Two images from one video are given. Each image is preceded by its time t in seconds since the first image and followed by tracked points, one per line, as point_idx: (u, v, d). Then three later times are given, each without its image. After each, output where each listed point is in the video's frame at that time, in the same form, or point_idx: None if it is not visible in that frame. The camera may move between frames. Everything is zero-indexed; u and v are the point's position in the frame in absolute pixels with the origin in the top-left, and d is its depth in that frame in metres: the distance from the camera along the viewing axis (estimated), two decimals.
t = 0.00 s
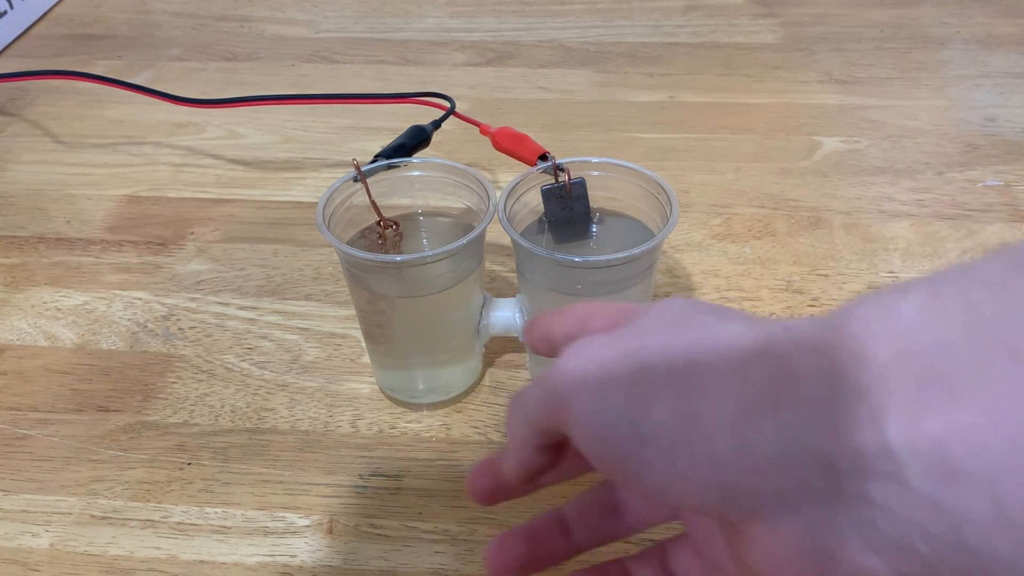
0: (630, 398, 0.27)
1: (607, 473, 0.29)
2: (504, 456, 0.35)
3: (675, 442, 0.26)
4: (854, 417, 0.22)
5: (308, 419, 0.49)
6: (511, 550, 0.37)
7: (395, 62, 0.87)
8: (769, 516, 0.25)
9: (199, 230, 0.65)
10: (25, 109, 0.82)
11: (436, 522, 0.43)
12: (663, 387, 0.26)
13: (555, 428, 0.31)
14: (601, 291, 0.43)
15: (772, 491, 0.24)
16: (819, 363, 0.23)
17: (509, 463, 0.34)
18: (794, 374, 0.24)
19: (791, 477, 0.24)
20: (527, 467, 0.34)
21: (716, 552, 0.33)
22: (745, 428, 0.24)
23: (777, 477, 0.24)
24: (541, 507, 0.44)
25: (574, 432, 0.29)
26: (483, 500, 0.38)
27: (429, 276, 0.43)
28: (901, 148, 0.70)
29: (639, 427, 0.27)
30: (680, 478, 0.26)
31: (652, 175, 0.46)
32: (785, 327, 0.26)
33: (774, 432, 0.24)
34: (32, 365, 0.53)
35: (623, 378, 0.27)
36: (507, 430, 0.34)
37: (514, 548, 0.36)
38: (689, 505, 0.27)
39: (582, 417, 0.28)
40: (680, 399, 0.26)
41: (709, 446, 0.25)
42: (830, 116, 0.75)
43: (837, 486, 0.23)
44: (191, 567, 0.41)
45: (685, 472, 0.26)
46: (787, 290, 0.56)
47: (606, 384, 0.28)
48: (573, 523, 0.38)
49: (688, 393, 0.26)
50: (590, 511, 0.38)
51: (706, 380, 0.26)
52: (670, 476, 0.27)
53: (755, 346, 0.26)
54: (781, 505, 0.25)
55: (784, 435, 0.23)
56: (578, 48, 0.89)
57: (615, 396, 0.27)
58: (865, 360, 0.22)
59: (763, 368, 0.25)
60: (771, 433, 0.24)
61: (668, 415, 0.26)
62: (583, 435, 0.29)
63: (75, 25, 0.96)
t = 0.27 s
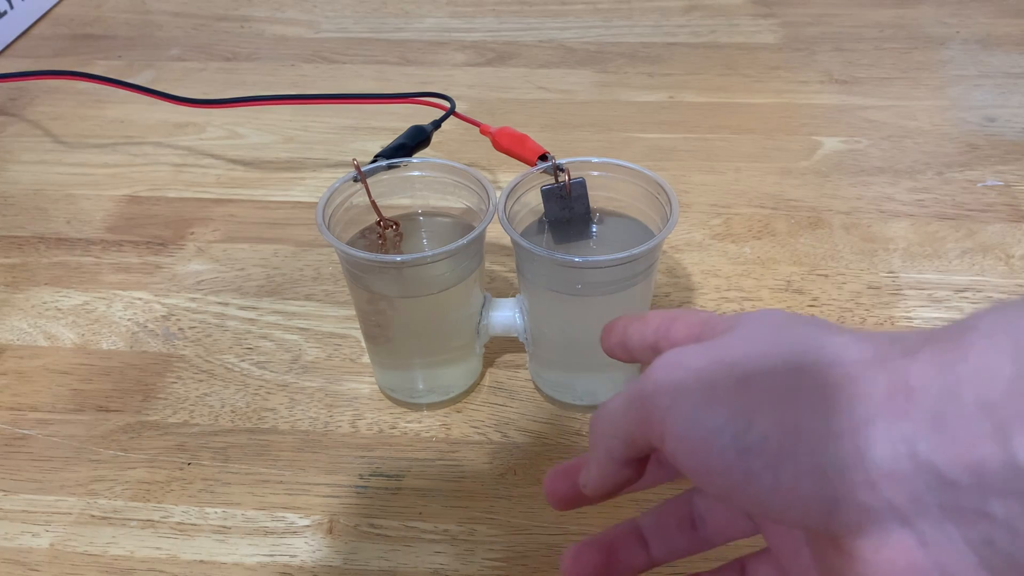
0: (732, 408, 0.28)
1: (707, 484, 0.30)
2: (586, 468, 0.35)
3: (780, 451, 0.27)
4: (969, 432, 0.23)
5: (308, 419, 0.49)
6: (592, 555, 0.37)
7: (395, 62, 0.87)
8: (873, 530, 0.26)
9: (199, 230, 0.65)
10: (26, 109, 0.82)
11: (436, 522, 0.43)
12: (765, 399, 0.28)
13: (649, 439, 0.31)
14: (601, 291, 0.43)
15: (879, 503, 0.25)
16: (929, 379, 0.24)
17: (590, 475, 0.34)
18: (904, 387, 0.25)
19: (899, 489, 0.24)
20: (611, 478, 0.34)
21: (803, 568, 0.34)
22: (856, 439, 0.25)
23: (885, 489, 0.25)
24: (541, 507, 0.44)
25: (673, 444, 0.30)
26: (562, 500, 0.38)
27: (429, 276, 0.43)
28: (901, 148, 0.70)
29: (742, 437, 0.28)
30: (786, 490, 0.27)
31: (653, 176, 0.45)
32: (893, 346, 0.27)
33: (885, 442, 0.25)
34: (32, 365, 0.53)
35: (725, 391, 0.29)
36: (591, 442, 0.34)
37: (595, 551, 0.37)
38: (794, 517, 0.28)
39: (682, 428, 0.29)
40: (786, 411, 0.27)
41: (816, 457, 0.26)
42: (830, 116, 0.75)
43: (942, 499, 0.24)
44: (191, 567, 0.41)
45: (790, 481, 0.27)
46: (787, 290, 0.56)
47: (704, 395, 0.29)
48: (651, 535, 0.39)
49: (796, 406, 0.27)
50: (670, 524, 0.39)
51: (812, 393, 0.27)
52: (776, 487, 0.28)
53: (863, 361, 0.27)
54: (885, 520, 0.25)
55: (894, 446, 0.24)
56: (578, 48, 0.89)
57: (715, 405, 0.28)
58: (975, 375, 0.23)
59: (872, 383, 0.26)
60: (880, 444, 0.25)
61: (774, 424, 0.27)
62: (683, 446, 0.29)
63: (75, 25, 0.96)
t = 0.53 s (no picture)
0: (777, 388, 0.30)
1: (747, 464, 0.32)
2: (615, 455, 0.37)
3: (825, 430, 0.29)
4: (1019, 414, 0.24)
5: (308, 419, 0.49)
6: (621, 540, 0.38)
7: (395, 62, 0.87)
8: (915, 507, 0.28)
9: (199, 230, 0.65)
10: (25, 109, 0.82)
11: (436, 522, 0.43)
12: (812, 380, 0.29)
13: (689, 422, 0.33)
14: (601, 291, 0.43)
15: (925, 480, 0.27)
16: (981, 359, 0.26)
17: (624, 462, 0.36)
18: (953, 367, 0.26)
19: (947, 466, 0.26)
20: (644, 466, 0.35)
21: (835, 550, 0.35)
22: (905, 419, 0.27)
23: (931, 466, 0.27)
24: (540, 507, 0.44)
25: (716, 424, 0.32)
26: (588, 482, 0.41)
27: (429, 276, 0.43)
28: (901, 148, 0.70)
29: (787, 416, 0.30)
30: (829, 470, 0.29)
31: (653, 176, 0.45)
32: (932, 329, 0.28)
33: (931, 422, 0.26)
34: (32, 365, 0.53)
35: (771, 373, 0.30)
36: (625, 430, 0.35)
37: (624, 535, 0.38)
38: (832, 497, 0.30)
39: (728, 409, 0.31)
40: (833, 392, 0.28)
41: (862, 438, 0.28)
42: (830, 116, 0.75)
43: (988, 474, 0.26)
44: (191, 567, 0.41)
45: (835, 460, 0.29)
46: (787, 290, 0.56)
47: (751, 377, 0.30)
48: (679, 519, 0.39)
49: (841, 386, 0.28)
50: (699, 509, 0.40)
51: (858, 374, 0.28)
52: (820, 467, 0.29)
53: (908, 343, 0.28)
54: (927, 496, 0.27)
55: (944, 425, 0.26)
56: (579, 48, 0.89)
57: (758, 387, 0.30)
58: None
59: (919, 364, 0.27)
60: (930, 423, 0.26)
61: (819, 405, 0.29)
62: (727, 426, 0.31)
63: (75, 25, 0.96)
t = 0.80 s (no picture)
0: (811, 382, 0.30)
1: (775, 461, 0.32)
2: (637, 452, 0.36)
3: (863, 425, 0.29)
4: None
5: (308, 419, 0.49)
6: (639, 535, 0.38)
7: (395, 62, 0.87)
8: (951, 501, 0.29)
9: (199, 231, 0.65)
10: (25, 109, 0.82)
11: (436, 522, 0.43)
12: (850, 373, 0.29)
13: (716, 417, 0.32)
14: (602, 291, 0.43)
15: (961, 474, 0.28)
16: None
17: (647, 459, 0.35)
18: (996, 361, 0.27)
19: (988, 460, 0.27)
20: (668, 463, 0.34)
21: (859, 547, 0.35)
22: (945, 412, 0.28)
23: (970, 459, 0.28)
24: (540, 507, 0.44)
25: (745, 419, 0.31)
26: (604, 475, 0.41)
27: (429, 276, 0.43)
28: (901, 148, 0.70)
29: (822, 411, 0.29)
30: (867, 465, 0.29)
31: (653, 176, 0.46)
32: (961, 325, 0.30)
33: (975, 417, 0.27)
34: (32, 365, 0.53)
35: (805, 366, 0.30)
36: (647, 426, 0.35)
37: (642, 531, 0.38)
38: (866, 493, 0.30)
39: (758, 403, 0.30)
40: (870, 385, 0.29)
41: (902, 430, 0.28)
42: (830, 116, 0.75)
43: None
44: (191, 567, 0.41)
45: (870, 456, 0.29)
46: (787, 290, 0.56)
47: (781, 369, 0.30)
48: (698, 514, 0.39)
49: (878, 379, 0.29)
50: (719, 504, 0.39)
51: (895, 367, 0.29)
52: (856, 462, 0.29)
53: (943, 337, 0.29)
54: (965, 490, 0.28)
55: (985, 418, 0.27)
56: (579, 48, 0.89)
57: (793, 380, 0.30)
58: None
59: (958, 357, 0.28)
60: (971, 416, 0.27)
61: (857, 399, 0.29)
62: (755, 421, 0.31)
63: (75, 25, 0.96)
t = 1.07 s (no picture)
0: (830, 387, 0.29)
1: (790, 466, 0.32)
2: (648, 455, 0.36)
3: (882, 431, 0.29)
4: None
5: (308, 419, 0.49)
6: (651, 537, 0.38)
7: (395, 62, 0.87)
8: (968, 504, 0.29)
9: (199, 230, 0.65)
10: (26, 109, 0.82)
11: (436, 522, 0.43)
12: (868, 379, 0.29)
13: (731, 422, 0.32)
14: (602, 291, 0.43)
15: (978, 478, 0.28)
16: None
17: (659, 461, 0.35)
18: (1013, 368, 0.28)
19: (1006, 465, 0.28)
20: (680, 465, 0.34)
21: (869, 548, 0.36)
22: (964, 418, 0.28)
23: (988, 464, 0.28)
24: (540, 507, 0.44)
25: (763, 426, 0.31)
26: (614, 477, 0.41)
27: (429, 276, 0.43)
28: (901, 148, 0.70)
29: (840, 416, 0.29)
30: (886, 471, 0.29)
31: (653, 176, 0.46)
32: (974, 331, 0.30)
33: (993, 423, 0.28)
34: (32, 365, 0.53)
35: (825, 373, 0.30)
36: (659, 429, 0.34)
37: (655, 532, 0.38)
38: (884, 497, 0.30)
39: (775, 409, 0.30)
40: (890, 392, 0.29)
41: (923, 437, 0.29)
42: (830, 116, 0.75)
43: None
44: (190, 567, 0.41)
45: (888, 461, 0.29)
46: (787, 290, 0.56)
47: (799, 376, 0.30)
48: (708, 517, 0.39)
49: (897, 385, 0.29)
50: (729, 506, 0.39)
51: (915, 374, 0.29)
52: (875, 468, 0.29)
53: (960, 343, 0.29)
54: (982, 493, 0.29)
55: (1004, 424, 0.28)
56: (579, 48, 0.89)
57: (812, 386, 0.30)
58: None
59: (975, 364, 0.29)
60: (991, 423, 0.28)
61: (876, 405, 0.29)
62: (772, 427, 0.30)
63: (75, 25, 0.96)
